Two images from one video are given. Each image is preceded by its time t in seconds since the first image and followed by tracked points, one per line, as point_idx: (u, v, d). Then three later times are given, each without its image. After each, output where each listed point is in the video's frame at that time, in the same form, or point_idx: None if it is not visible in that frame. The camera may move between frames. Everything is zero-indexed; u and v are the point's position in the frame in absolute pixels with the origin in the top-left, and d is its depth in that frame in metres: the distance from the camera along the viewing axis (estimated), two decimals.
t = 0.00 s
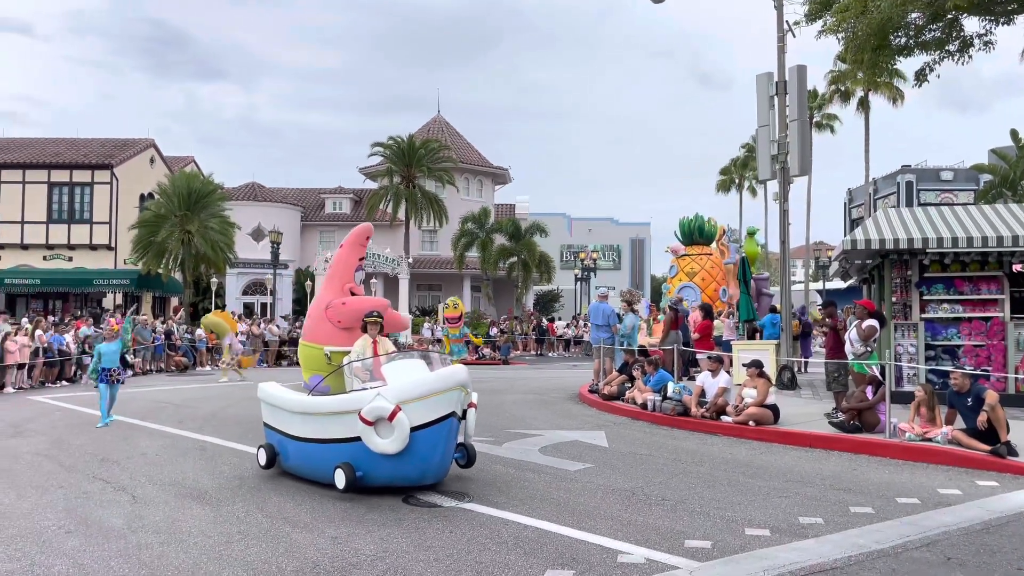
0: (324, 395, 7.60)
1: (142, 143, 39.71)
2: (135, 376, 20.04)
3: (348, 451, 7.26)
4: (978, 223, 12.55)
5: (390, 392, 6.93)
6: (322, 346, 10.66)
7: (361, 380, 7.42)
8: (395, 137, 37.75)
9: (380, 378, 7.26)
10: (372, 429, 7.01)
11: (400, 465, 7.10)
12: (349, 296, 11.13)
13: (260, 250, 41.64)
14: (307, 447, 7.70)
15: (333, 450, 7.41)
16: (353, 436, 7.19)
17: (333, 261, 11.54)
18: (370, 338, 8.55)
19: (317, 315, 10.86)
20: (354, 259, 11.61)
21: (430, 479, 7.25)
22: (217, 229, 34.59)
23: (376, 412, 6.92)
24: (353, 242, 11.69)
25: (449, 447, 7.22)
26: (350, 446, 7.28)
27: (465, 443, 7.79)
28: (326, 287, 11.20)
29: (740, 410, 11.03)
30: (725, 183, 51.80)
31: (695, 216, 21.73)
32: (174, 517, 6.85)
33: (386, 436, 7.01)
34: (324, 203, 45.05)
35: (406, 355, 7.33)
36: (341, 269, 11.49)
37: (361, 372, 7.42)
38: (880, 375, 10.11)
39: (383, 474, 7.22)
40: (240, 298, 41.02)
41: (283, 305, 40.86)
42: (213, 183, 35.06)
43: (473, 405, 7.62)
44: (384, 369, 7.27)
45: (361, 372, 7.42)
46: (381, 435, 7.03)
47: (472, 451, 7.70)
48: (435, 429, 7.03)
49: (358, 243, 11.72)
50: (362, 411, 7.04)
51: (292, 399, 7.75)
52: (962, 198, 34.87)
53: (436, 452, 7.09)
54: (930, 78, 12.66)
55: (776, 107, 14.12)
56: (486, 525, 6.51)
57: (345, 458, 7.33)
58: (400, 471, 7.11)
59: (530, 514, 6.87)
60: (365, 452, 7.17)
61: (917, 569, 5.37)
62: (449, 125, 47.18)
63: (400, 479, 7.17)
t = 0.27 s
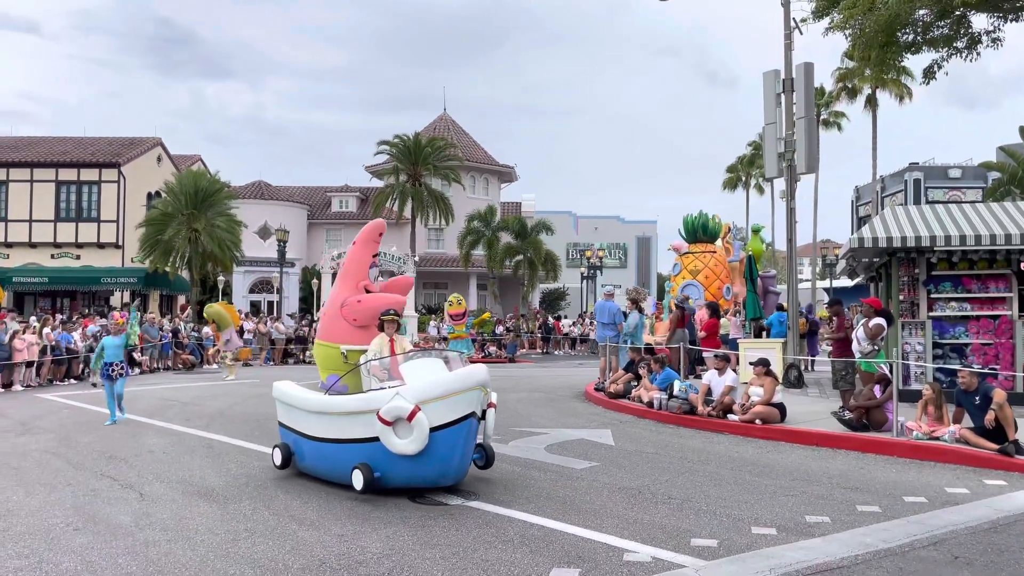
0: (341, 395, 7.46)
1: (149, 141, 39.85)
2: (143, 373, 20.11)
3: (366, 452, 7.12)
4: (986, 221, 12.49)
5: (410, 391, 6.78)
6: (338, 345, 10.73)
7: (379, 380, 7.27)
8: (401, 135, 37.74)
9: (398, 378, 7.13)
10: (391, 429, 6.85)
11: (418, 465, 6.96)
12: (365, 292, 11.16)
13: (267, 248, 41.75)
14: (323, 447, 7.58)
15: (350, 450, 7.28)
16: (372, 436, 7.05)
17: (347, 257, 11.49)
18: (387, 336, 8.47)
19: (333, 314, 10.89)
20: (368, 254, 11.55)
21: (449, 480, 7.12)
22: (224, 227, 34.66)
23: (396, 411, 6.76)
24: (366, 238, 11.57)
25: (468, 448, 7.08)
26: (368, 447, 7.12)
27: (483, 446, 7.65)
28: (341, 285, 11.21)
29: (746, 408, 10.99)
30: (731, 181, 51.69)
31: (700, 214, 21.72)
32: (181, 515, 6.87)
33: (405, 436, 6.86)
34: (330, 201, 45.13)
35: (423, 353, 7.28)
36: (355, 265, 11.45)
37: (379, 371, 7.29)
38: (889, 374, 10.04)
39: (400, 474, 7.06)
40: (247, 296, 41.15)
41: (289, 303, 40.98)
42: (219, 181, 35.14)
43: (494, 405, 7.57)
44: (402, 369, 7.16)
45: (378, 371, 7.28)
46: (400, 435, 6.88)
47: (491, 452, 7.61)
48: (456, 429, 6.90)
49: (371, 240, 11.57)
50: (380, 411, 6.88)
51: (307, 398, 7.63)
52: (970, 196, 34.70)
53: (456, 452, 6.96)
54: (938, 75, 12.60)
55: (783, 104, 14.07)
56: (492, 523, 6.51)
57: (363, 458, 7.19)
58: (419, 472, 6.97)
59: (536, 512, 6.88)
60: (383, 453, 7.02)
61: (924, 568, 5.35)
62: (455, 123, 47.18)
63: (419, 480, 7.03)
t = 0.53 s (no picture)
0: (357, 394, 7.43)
1: (155, 140, 39.93)
2: (148, 372, 20.17)
3: (383, 450, 7.00)
4: (993, 219, 12.46)
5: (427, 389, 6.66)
6: (351, 344, 10.74)
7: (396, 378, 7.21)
8: (406, 134, 37.75)
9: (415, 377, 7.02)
10: (409, 428, 6.72)
11: (437, 466, 6.83)
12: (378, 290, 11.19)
13: (272, 246, 41.83)
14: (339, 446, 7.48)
15: (366, 450, 7.18)
16: (389, 435, 6.93)
17: (358, 255, 11.53)
18: (403, 335, 8.38)
19: (346, 312, 10.90)
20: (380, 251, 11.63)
21: (468, 481, 6.98)
22: (229, 226, 34.71)
23: (413, 411, 6.63)
24: (378, 235, 11.64)
25: (487, 448, 6.94)
26: (385, 446, 7.01)
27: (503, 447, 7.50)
28: (353, 283, 11.25)
29: (751, 407, 10.98)
30: (736, 179, 51.61)
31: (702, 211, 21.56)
32: (187, 513, 6.89)
33: (423, 436, 6.73)
34: (335, 199, 45.19)
35: (440, 353, 7.17)
36: (367, 263, 11.49)
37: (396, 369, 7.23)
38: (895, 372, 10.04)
39: (418, 474, 6.93)
40: (252, 294, 41.23)
41: (294, 302, 41.07)
42: (225, 180, 35.21)
43: (514, 405, 7.41)
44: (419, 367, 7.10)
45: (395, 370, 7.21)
46: (417, 435, 6.75)
47: (509, 452, 7.48)
48: (475, 429, 6.76)
49: (382, 237, 11.67)
50: (398, 410, 6.76)
51: (325, 397, 7.57)
52: (976, 194, 34.58)
53: (474, 452, 6.82)
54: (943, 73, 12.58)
55: (788, 102, 14.03)
56: (497, 521, 6.53)
57: (379, 458, 7.06)
58: (436, 471, 6.84)
59: (541, 510, 6.89)
60: (400, 452, 6.89)
61: (929, 567, 5.34)
62: (460, 121, 47.20)
63: (437, 481, 6.90)
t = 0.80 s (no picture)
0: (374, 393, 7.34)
1: (159, 138, 39.99)
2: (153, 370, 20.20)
3: (400, 452, 6.93)
4: (998, 217, 12.43)
5: (446, 390, 6.60)
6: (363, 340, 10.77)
7: (413, 377, 7.31)
8: (410, 132, 37.70)
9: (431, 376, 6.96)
10: (427, 429, 6.66)
11: (455, 468, 6.77)
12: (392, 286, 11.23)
13: (276, 245, 41.88)
14: (353, 447, 7.41)
15: (382, 451, 7.10)
16: (406, 436, 6.86)
17: (375, 252, 11.61)
18: (419, 334, 8.39)
19: (359, 309, 10.97)
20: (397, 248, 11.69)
21: (485, 483, 6.94)
22: (233, 224, 34.74)
23: (432, 411, 6.56)
24: (395, 232, 11.69)
25: (506, 449, 6.89)
26: (402, 448, 6.94)
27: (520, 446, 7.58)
28: (369, 279, 11.30)
29: (755, 405, 10.96)
30: (740, 177, 51.54)
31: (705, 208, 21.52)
32: (191, 510, 6.91)
33: (442, 437, 6.67)
34: (339, 198, 45.21)
35: (457, 352, 7.08)
36: (383, 259, 11.55)
37: (413, 368, 7.32)
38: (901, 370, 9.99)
39: (435, 477, 6.87)
40: (256, 292, 41.31)
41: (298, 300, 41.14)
42: (229, 178, 35.25)
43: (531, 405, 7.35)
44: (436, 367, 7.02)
45: (412, 369, 7.31)
46: (436, 436, 6.68)
47: (526, 453, 7.59)
48: (494, 430, 6.71)
49: (399, 233, 11.72)
50: (416, 411, 6.69)
51: (341, 396, 7.49)
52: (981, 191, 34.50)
53: (493, 454, 6.77)
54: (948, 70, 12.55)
55: (792, 100, 14.00)
56: (501, 519, 6.54)
57: (396, 459, 7.00)
58: (455, 473, 6.77)
59: (545, 508, 6.90)
60: (417, 453, 6.84)
61: (934, 565, 5.33)
62: (464, 119, 47.20)
63: (454, 483, 6.84)
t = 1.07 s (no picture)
0: (390, 393, 7.25)
1: (162, 137, 40.04)
2: (156, 368, 20.24)
3: (418, 453, 6.85)
4: (1001, 215, 12.37)
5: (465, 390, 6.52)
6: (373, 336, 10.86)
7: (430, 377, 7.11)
8: (412, 130, 37.60)
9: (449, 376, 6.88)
10: (446, 430, 6.58)
11: (474, 470, 6.68)
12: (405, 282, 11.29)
13: (279, 243, 41.92)
14: (367, 447, 7.34)
15: (399, 451, 7.01)
16: (425, 437, 6.78)
17: (392, 248, 11.65)
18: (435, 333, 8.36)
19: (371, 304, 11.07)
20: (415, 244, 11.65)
21: (505, 485, 6.83)
22: (236, 222, 34.72)
23: (451, 412, 6.50)
24: (413, 228, 11.67)
25: (526, 450, 6.79)
26: (419, 449, 6.85)
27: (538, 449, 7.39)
28: (383, 275, 11.39)
29: (757, 403, 10.93)
30: (743, 175, 51.44)
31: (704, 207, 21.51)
32: (195, 508, 6.92)
33: (461, 438, 6.59)
34: (342, 196, 45.22)
35: (474, 352, 6.95)
36: (399, 255, 11.56)
37: (428, 368, 7.14)
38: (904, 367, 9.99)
39: (454, 478, 6.78)
40: (259, 291, 41.36)
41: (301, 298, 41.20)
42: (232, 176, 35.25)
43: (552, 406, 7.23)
44: (453, 366, 6.89)
45: (429, 368, 7.10)
46: (455, 437, 6.60)
47: (544, 455, 7.38)
48: (515, 431, 6.60)
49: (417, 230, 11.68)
50: (435, 411, 6.63)
51: (355, 397, 7.41)
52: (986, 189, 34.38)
53: (513, 456, 6.66)
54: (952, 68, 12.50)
55: (795, 98, 13.98)
56: (503, 517, 6.54)
57: (413, 461, 6.92)
58: (475, 474, 6.68)
59: (547, 506, 6.90)
60: (435, 453, 6.76)
61: (936, 564, 5.33)
62: (466, 117, 47.18)
63: (473, 485, 6.75)
